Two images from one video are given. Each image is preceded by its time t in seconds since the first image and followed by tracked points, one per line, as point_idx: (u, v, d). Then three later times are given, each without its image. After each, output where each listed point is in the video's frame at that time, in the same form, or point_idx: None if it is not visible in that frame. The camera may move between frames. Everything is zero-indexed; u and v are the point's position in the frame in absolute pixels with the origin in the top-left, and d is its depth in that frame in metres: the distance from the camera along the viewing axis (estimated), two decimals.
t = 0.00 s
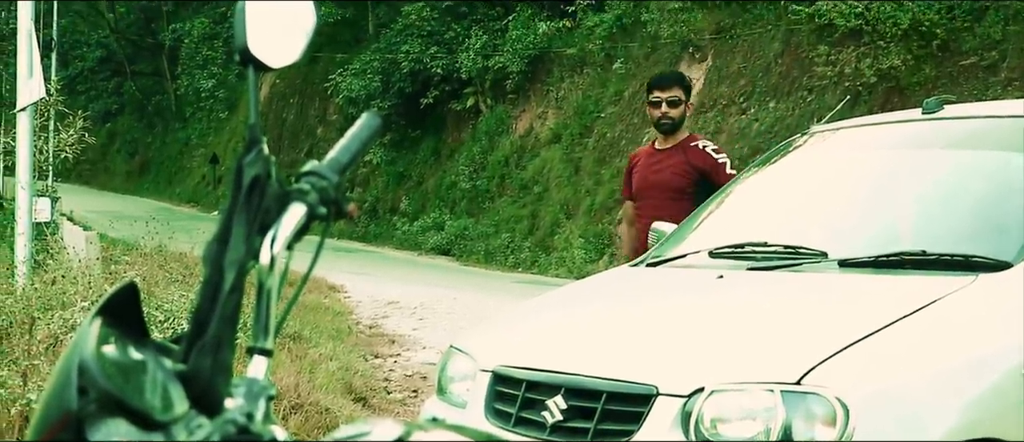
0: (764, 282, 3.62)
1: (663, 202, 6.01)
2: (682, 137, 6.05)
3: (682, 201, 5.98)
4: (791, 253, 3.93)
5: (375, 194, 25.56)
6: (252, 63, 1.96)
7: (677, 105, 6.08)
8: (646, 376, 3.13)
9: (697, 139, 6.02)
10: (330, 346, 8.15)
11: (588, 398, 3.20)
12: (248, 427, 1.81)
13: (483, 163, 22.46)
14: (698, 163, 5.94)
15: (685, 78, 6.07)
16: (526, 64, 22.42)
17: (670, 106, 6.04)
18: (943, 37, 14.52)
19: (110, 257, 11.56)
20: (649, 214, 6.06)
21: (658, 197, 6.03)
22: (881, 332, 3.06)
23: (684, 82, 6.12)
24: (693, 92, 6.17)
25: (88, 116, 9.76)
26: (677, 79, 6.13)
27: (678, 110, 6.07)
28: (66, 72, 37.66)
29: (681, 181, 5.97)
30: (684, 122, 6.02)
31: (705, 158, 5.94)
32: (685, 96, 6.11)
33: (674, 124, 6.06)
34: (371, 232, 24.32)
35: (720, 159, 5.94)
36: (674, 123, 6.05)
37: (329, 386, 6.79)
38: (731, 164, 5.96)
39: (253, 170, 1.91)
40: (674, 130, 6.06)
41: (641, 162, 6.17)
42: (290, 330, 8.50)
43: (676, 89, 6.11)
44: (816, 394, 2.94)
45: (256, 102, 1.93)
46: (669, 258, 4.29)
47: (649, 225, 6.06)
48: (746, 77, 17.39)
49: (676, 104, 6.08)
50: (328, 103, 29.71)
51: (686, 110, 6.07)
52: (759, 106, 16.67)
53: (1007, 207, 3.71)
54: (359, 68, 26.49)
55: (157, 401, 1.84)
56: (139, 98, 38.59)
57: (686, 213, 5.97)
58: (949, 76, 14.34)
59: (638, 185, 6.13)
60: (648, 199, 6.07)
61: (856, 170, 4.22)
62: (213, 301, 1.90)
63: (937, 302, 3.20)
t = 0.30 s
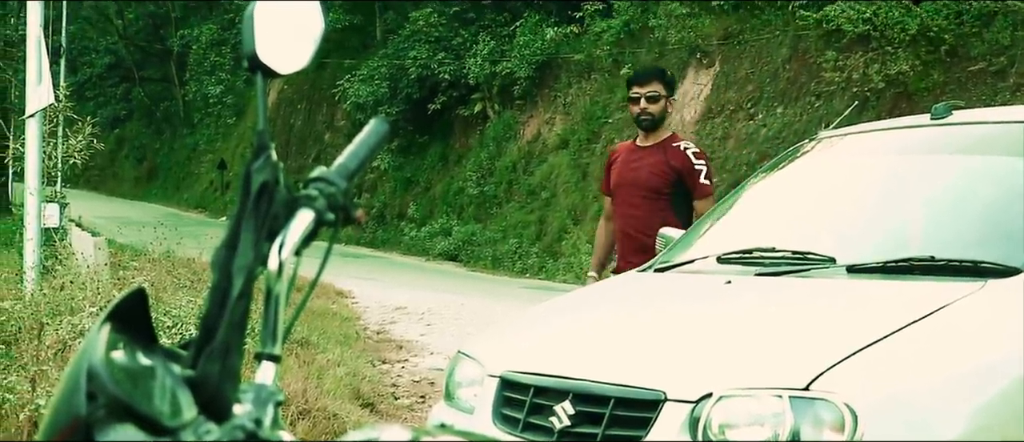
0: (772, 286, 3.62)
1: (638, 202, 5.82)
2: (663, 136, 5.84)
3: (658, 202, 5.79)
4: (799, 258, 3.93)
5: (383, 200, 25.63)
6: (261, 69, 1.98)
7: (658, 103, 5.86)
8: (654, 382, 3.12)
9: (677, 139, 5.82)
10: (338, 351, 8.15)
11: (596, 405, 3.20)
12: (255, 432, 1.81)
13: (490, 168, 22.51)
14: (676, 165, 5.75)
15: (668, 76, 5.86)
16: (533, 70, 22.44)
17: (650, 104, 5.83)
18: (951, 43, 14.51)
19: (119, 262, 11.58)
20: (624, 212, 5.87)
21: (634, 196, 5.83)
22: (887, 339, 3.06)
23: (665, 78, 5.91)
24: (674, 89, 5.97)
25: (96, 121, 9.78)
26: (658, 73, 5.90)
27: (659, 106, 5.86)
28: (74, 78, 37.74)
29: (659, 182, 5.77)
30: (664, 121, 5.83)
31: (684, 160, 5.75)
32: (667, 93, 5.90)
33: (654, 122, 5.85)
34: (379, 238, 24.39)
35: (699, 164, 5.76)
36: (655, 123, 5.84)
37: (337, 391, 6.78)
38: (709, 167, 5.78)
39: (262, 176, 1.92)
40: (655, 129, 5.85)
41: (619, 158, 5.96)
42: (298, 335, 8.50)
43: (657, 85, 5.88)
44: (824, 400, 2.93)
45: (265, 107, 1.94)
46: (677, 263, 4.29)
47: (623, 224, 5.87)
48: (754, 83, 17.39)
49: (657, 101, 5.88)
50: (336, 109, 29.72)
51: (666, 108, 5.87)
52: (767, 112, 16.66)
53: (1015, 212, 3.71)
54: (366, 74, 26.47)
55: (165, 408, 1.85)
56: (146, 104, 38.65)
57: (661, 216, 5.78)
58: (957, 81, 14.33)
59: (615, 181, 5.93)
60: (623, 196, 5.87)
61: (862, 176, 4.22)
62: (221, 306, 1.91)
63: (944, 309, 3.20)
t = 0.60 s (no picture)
0: (784, 292, 3.62)
1: (620, 206, 5.46)
2: (640, 135, 5.49)
3: (641, 203, 5.42)
4: (810, 264, 3.93)
5: (393, 205, 25.70)
6: (273, 74, 1.99)
7: (628, 104, 5.53)
8: (665, 387, 3.12)
9: (655, 137, 5.47)
10: (348, 356, 8.17)
11: (606, 410, 3.20)
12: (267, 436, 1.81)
13: (501, 174, 22.53)
14: (657, 162, 5.39)
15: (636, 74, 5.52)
16: (543, 75, 22.45)
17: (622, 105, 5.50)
18: (963, 47, 14.47)
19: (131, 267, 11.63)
20: (607, 219, 5.51)
21: (615, 199, 5.47)
22: (898, 345, 3.06)
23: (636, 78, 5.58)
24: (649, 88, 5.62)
25: (109, 128, 9.84)
26: (625, 73, 5.57)
27: (630, 108, 5.52)
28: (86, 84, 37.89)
29: (640, 181, 5.41)
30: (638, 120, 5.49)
31: (663, 157, 5.39)
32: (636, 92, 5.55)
33: (628, 123, 5.51)
34: (389, 243, 24.46)
35: (680, 158, 5.38)
36: (627, 124, 5.51)
37: (348, 397, 6.79)
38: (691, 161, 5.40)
39: (273, 181, 1.93)
40: (628, 130, 5.51)
41: (599, 163, 5.62)
42: (309, 340, 8.52)
43: (624, 86, 5.55)
44: (835, 406, 2.92)
45: (275, 112, 1.95)
46: (688, 269, 4.28)
47: (607, 231, 5.51)
48: (765, 87, 17.37)
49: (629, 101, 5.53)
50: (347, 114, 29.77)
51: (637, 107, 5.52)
52: (777, 117, 16.69)
53: None
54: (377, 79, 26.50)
55: (177, 413, 1.87)
56: (158, 109, 38.79)
57: (645, 217, 5.41)
58: (969, 86, 14.29)
59: (596, 188, 5.59)
60: (605, 202, 5.52)
61: (873, 181, 4.21)
62: (233, 311, 1.92)
63: (955, 315, 3.20)
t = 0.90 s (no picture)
0: (797, 297, 3.61)
1: (583, 213, 5.37)
2: (600, 141, 5.40)
3: (605, 209, 5.32)
4: (824, 268, 3.92)
5: (406, 210, 25.74)
6: (286, 80, 2.00)
7: (582, 110, 5.41)
8: (677, 393, 3.11)
9: (615, 142, 5.37)
10: (361, 361, 8.18)
11: (619, 415, 3.20)
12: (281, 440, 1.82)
13: (513, 178, 22.52)
14: (619, 166, 5.28)
15: (590, 78, 5.40)
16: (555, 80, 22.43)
17: (577, 111, 5.40)
18: (976, 52, 14.41)
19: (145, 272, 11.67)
20: (570, 228, 5.42)
21: (578, 207, 5.38)
22: (912, 350, 3.05)
23: (591, 81, 5.47)
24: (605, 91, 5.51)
25: (122, 133, 9.89)
26: (577, 79, 5.44)
27: (582, 113, 5.40)
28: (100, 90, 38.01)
29: (602, 188, 5.32)
30: (595, 125, 5.39)
31: (625, 162, 5.28)
32: (589, 96, 5.42)
33: (585, 129, 5.42)
34: (402, 248, 24.49)
35: (641, 163, 5.28)
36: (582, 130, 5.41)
37: (361, 401, 6.79)
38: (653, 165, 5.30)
39: (287, 186, 1.95)
40: (583, 136, 5.42)
41: (560, 171, 5.52)
42: (322, 345, 8.52)
43: (576, 92, 5.43)
44: (849, 411, 2.91)
45: (289, 118, 1.95)
46: (701, 274, 4.27)
47: (570, 239, 5.42)
48: (778, 92, 17.33)
49: (583, 106, 5.42)
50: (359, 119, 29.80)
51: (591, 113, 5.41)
52: (790, 121, 16.65)
53: None
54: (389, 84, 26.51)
55: (191, 418, 1.87)
56: (171, 114, 38.91)
57: (610, 225, 5.32)
58: (983, 90, 14.23)
59: (559, 196, 5.50)
60: (567, 210, 5.43)
61: (886, 186, 4.20)
62: (247, 316, 1.92)
63: (968, 320, 3.19)
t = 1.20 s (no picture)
0: (816, 302, 3.60)
1: (555, 210, 5.12)
2: (576, 136, 5.14)
3: (577, 208, 5.08)
4: (841, 274, 3.91)
5: (422, 215, 25.78)
6: (303, 85, 2.00)
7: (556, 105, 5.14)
8: (693, 398, 3.11)
9: (591, 137, 5.12)
10: (378, 366, 8.20)
11: (636, 421, 3.19)
12: None
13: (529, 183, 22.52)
14: (594, 164, 5.03)
15: (564, 71, 5.13)
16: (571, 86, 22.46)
17: (552, 105, 5.12)
18: (995, 56, 14.33)
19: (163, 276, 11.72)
20: (541, 224, 5.17)
21: (551, 202, 5.13)
22: (931, 358, 3.03)
23: (567, 74, 5.19)
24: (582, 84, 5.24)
25: (140, 139, 9.96)
26: (551, 72, 5.17)
27: (555, 108, 5.13)
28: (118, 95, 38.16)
29: (577, 185, 5.06)
30: (569, 120, 5.12)
31: (602, 160, 5.03)
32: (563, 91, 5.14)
33: (559, 123, 5.15)
34: (417, 253, 24.54)
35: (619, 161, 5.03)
36: (555, 126, 5.15)
37: (377, 406, 6.80)
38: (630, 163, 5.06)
39: (304, 192, 1.95)
40: (557, 132, 5.16)
41: (532, 165, 5.26)
42: (338, 349, 8.53)
43: (549, 86, 5.16)
44: (867, 417, 2.90)
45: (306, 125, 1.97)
46: (717, 278, 4.26)
47: (540, 235, 5.17)
48: (794, 97, 17.30)
49: (558, 100, 5.15)
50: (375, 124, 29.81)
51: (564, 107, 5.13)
52: (807, 126, 16.60)
53: None
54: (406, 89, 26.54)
55: (209, 423, 1.87)
56: (188, 120, 39.04)
57: (582, 224, 5.07)
58: (1001, 94, 14.15)
59: (530, 191, 5.24)
60: (540, 206, 5.18)
61: (903, 191, 4.19)
62: (265, 322, 1.92)
63: (986, 327, 3.18)
